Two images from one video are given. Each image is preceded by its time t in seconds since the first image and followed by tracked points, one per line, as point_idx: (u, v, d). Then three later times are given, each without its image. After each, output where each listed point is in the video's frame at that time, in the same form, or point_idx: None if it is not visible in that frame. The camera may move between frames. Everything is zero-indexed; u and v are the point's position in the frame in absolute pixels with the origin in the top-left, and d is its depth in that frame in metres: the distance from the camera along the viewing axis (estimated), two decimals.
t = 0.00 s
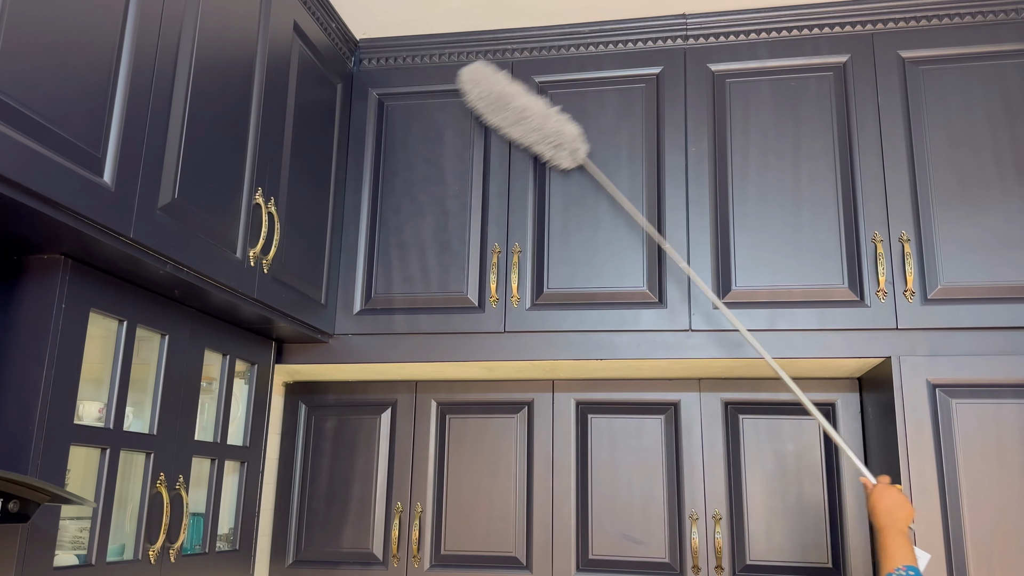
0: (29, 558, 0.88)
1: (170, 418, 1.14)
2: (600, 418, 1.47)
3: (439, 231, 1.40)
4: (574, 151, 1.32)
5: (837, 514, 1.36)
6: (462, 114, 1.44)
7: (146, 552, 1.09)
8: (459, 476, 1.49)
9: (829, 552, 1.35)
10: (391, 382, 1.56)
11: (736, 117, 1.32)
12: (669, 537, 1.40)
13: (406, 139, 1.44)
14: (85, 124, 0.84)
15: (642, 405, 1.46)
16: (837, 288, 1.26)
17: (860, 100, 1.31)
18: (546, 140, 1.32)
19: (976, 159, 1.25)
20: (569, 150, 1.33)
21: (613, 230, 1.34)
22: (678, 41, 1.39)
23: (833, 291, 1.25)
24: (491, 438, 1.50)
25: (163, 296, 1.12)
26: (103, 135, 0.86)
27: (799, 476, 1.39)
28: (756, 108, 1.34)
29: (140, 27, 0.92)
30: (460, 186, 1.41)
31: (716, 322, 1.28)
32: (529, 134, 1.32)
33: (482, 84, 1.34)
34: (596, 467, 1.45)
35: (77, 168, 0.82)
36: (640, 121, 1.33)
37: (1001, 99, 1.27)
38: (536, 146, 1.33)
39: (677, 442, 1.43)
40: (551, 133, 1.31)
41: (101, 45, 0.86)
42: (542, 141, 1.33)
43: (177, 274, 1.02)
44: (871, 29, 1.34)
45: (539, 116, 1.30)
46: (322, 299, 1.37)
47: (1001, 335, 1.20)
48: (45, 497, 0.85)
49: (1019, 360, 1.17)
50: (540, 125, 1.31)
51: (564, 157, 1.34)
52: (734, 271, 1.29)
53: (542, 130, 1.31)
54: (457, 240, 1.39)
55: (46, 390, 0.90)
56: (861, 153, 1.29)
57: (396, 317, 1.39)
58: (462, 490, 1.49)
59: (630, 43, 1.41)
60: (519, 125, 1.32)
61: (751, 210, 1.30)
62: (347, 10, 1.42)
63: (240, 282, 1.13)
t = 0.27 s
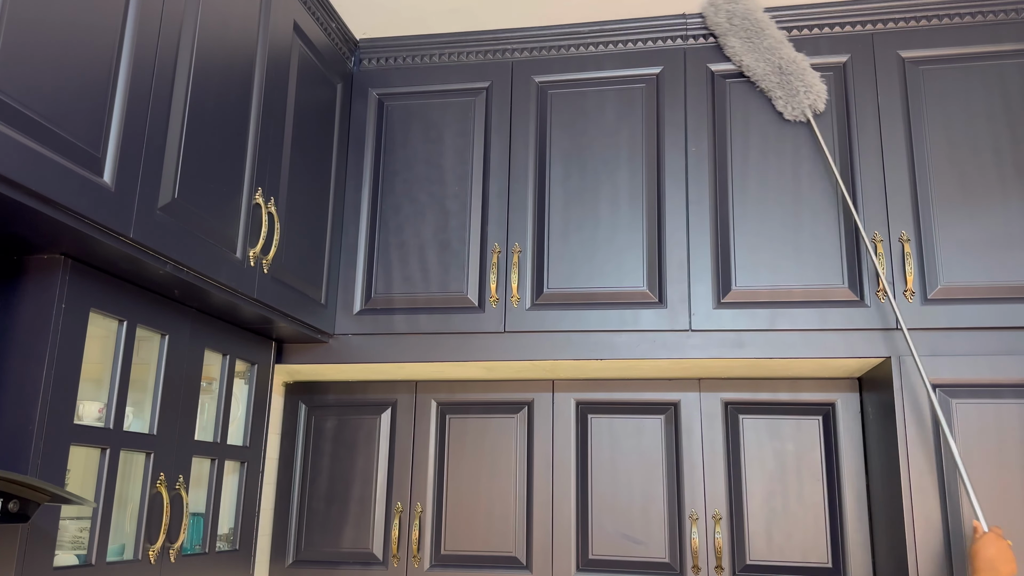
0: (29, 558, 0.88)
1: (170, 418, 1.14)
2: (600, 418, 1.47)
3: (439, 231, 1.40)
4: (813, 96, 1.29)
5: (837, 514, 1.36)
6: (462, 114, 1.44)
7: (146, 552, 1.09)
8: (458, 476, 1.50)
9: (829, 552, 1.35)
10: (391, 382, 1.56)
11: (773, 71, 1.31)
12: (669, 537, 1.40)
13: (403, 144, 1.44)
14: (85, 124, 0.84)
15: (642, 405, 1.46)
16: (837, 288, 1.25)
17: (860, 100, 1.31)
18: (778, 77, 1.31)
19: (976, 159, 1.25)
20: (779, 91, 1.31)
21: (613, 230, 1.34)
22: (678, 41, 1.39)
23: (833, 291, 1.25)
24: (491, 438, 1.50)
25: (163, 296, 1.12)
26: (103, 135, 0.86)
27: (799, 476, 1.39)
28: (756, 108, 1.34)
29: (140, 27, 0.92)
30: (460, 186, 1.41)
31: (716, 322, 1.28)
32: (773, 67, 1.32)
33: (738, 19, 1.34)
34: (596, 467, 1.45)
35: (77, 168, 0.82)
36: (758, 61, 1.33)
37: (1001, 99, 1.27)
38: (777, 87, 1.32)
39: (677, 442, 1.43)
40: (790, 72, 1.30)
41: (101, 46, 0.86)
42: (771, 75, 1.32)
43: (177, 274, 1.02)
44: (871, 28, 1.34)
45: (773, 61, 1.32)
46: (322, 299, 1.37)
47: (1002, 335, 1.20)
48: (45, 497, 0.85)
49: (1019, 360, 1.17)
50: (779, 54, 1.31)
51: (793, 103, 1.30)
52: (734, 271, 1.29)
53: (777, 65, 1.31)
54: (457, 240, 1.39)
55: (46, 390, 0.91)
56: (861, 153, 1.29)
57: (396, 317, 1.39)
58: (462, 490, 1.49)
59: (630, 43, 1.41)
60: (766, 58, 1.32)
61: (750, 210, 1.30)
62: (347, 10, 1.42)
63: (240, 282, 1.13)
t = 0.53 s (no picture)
0: (29, 558, 0.88)
1: (170, 418, 1.14)
2: (600, 418, 1.47)
3: (439, 231, 1.40)
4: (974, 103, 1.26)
5: (837, 514, 1.36)
6: (462, 114, 1.44)
7: (146, 552, 1.09)
8: (458, 476, 1.50)
9: (829, 552, 1.35)
10: (391, 382, 1.56)
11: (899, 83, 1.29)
12: (669, 537, 1.40)
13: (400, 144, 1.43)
14: (85, 124, 0.84)
15: (641, 405, 1.46)
16: (837, 288, 1.26)
17: (860, 100, 1.31)
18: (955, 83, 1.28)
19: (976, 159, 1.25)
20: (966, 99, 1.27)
21: (613, 230, 1.34)
22: (678, 41, 1.39)
23: (833, 291, 1.25)
24: (492, 438, 1.50)
25: (163, 296, 1.12)
26: (103, 135, 0.86)
27: (799, 475, 1.39)
28: (756, 108, 1.34)
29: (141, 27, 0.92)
30: (460, 186, 1.41)
31: (716, 322, 1.28)
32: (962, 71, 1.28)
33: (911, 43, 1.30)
34: (596, 467, 1.45)
35: (77, 168, 0.82)
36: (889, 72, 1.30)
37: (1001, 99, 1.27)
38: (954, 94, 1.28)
39: (677, 442, 1.43)
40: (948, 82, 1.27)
41: (101, 45, 0.86)
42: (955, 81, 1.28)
43: (177, 274, 1.02)
44: (871, 29, 1.34)
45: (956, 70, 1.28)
46: (322, 299, 1.37)
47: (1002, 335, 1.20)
48: (45, 497, 0.85)
49: (1019, 360, 1.17)
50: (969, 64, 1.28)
51: (938, 112, 1.17)
52: (734, 271, 1.29)
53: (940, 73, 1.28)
54: (457, 240, 1.39)
55: (46, 390, 0.90)
56: (861, 153, 1.29)
57: (396, 317, 1.39)
58: (462, 490, 1.49)
59: (630, 43, 1.41)
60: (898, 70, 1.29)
61: (750, 210, 1.30)
62: (347, 10, 1.42)
63: (240, 282, 1.13)
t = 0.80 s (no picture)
0: (29, 558, 0.88)
1: (170, 418, 1.14)
2: (600, 418, 1.47)
3: (439, 231, 1.40)
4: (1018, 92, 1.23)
5: (837, 514, 1.36)
6: (462, 114, 1.44)
7: (146, 552, 1.09)
8: (458, 476, 1.50)
9: (829, 552, 1.35)
10: (391, 382, 1.56)
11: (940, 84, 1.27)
12: (669, 537, 1.40)
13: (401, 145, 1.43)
14: (85, 125, 0.84)
15: (641, 405, 1.46)
16: (837, 288, 1.26)
17: (860, 100, 1.31)
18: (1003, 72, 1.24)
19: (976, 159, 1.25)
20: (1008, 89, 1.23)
21: (614, 230, 1.34)
22: (678, 41, 1.39)
23: (833, 291, 1.25)
24: (491, 438, 1.50)
25: (163, 296, 1.12)
26: (103, 135, 0.86)
27: (799, 475, 1.39)
28: (756, 108, 1.34)
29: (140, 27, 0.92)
30: (460, 186, 1.41)
31: (716, 322, 1.28)
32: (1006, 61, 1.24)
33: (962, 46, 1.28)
34: (596, 467, 1.45)
35: (77, 168, 0.82)
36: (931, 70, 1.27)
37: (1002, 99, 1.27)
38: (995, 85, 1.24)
39: (677, 442, 1.43)
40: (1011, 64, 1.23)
41: (101, 46, 0.86)
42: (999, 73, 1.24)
43: (177, 274, 1.02)
44: (871, 28, 1.34)
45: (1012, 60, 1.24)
46: (322, 299, 1.37)
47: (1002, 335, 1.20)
48: (45, 497, 0.85)
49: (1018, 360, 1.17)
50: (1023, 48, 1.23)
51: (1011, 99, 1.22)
52: (734, 271, 1.29)
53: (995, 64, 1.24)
54: (457, 240, 1.39)
55: (46, 390, 0.91)
56: (861, 153, 1.29)
57: (396, 317, 1.39)
58: (462, 490, 1.49)
59: (630, 43, 1.41)
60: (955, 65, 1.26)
61: (751, 210, 1.30)
62: (346, 10, 1.42)
63: (240, 282, 1.13)
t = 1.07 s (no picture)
0: (29, 558, 0.88)
1: (170, 418, 1.14)
2: (600, 418, 1.47)
3: (439, 231, 1.40)
4: (936, 103, 1.22)
5: (837, 514, 1.36)
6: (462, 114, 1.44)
7: (146, 552, 1.09)
8: (459, 476, 1.50)
9: (829, 551, 1.35)
10: (391, 382, 1.56)
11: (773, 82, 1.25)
12: (669, 537, 1.40)
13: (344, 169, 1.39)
14: (85, 124, 0.84)
15: (641, 405, 1.46)
16: (837, 288, 1.26)
17: (861, 101, 1.31)
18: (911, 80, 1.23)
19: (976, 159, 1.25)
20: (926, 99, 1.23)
21: (614, 229, 1.34)
22: (678, 41, 1.39)
23: (833, 291, 1.25)
24: (491, 438, 1.50)
25: (163, 296, 1.12)
26: (103, 135, 0.86)
27: (799, 475, 1.39)
28: (757, 109, 1.34)
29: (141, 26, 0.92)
30: (460, 186, 1.41)
31: (716, 322, 1.28)
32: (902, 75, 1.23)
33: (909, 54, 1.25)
34: (595, 467, 1.45)
35: (77, 168, 0.82)
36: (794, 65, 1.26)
37: (1003, 99, 1.27)
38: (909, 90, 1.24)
39: (676, 442, 1.43)
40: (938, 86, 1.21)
41: (101, 46, 0.86)
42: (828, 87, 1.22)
43: (177, 274, 1.02)
44: (871, 28, 1.34)
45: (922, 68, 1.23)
46: (322, 299, 1.37)
47: (1001, 335, 1.20)
48: (45, 497, 0.85)
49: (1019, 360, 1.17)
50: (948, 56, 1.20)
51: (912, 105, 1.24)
52: (734, 270, 1.29)
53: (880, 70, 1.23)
54: (457, 240, 1.39)
55: (47, 390, 0.90)
56: (861, 153, 1.29)
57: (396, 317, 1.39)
58: (462, 490, 1.49)
59: (630, 43, 1.41)
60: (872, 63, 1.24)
61: (751, 210, 1.30)
62: (346, 10, 1.42)
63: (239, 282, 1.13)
